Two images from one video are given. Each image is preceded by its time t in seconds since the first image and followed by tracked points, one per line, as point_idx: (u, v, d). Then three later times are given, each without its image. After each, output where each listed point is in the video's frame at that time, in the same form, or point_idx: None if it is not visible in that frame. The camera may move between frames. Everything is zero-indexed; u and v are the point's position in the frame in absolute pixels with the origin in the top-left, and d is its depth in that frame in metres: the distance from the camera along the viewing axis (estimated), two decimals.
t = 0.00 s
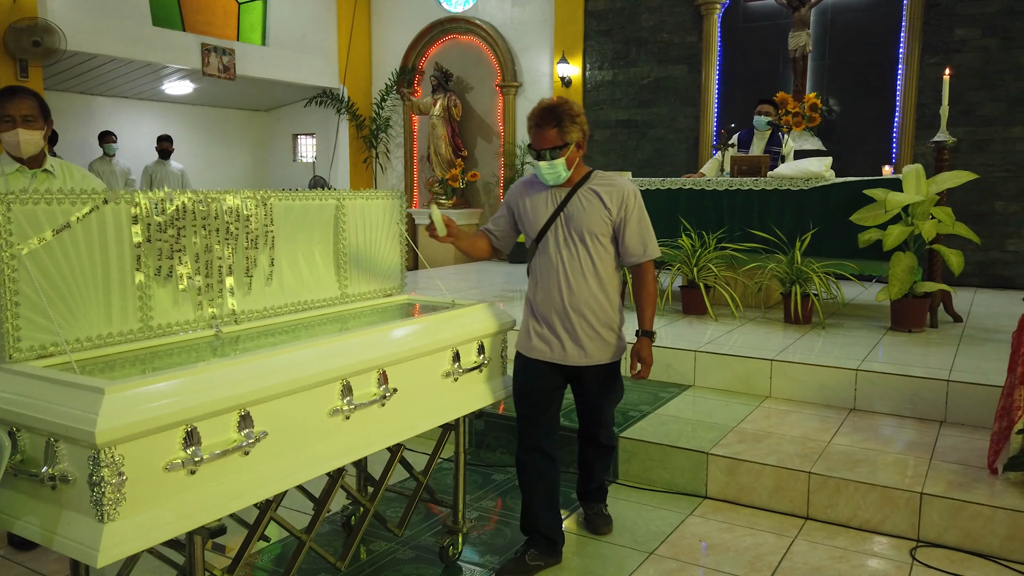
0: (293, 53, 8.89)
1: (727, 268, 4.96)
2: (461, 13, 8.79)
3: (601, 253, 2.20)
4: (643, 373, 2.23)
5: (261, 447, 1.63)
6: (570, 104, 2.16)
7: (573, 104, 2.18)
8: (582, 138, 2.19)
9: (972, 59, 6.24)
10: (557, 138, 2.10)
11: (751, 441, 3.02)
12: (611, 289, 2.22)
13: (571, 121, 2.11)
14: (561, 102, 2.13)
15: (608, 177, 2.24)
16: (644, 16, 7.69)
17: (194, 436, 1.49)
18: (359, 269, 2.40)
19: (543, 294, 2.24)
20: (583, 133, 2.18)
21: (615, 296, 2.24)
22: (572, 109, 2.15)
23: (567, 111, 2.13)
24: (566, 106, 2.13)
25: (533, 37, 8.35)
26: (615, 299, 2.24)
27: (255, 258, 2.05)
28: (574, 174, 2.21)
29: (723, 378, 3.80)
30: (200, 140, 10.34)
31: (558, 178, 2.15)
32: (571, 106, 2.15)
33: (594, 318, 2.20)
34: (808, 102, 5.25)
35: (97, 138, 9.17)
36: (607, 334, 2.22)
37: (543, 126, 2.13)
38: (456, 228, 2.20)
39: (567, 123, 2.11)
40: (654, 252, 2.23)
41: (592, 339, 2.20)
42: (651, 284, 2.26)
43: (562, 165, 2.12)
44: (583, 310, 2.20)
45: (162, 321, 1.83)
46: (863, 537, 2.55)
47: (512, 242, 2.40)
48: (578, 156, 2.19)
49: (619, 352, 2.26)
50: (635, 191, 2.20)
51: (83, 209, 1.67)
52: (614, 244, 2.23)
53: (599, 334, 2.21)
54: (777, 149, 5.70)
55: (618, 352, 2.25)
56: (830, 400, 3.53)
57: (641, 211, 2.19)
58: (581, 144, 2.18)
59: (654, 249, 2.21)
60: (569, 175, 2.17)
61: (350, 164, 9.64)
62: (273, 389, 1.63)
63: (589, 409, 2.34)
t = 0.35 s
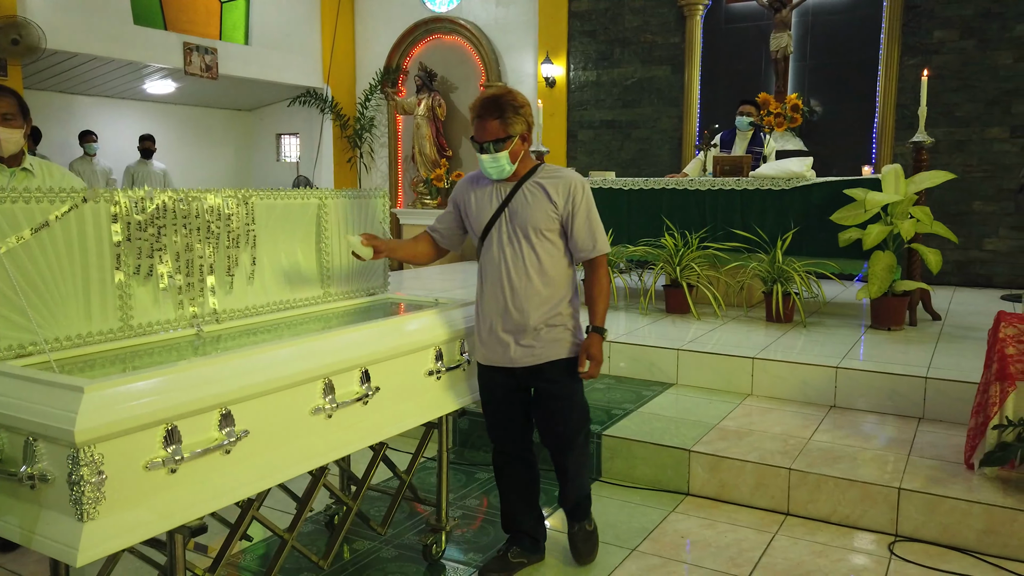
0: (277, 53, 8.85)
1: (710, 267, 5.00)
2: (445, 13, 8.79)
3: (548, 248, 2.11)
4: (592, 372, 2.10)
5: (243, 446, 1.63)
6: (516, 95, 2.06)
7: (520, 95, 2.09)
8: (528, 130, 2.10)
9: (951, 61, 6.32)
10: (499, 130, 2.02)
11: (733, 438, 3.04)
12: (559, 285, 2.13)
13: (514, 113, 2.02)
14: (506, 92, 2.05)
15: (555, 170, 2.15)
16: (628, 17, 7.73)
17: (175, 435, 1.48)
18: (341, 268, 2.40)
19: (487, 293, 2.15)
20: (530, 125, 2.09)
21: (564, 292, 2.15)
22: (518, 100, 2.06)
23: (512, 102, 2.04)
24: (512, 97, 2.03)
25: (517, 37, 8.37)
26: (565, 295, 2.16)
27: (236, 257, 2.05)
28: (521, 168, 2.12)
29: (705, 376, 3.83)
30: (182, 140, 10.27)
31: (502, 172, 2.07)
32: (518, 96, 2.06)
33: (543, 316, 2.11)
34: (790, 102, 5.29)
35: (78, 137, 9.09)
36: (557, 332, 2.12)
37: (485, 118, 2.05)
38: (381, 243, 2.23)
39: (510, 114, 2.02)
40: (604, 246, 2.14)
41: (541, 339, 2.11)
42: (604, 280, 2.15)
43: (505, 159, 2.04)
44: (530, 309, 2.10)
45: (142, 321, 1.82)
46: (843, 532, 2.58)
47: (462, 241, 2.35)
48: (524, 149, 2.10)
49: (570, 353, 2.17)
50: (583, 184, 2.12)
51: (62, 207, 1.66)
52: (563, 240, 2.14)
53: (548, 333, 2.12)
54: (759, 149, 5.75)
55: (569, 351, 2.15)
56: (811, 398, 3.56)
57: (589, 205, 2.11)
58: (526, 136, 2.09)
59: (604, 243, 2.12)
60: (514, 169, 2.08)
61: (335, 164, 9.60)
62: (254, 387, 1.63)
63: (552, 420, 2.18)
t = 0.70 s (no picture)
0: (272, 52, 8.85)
1: (704, 266, 5.03)
2: (440, 13, 8.81)
3: (511, 255, 1.95)
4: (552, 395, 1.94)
5: (240, 441, 1.64)
6: (487, 93, 1.92)
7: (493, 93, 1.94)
8: (501, 131, 1.95)
9: (943, 61, 6.36)
10: (465, 132, 1.88)
11: (727, 435, 3.06)
12: (522, 295, 1.96)
13: (481, 115, 1.88)
14: (474, 91, 1.90)
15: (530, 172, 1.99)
16: (623, 17, 7.75)
17: (173, 429, 1.49)
18: (338, 265, 2.41)
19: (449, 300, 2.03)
20: (502, 126, 1.94)
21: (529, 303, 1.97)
22: (489, 99, 1.91)
23: (481, 102, 1.90)
24: (479, 96, 1.89)
25: (512, 37, 8.40)
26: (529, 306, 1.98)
27: (232, 254, 2.05)
28: (495, 170, 1.97)
29: (700, 374, 3.85)
30: (176, 140, 10.26)
31: (471, 176, 1.92)
32: (488, 96, 1.91)
33: (502, 328, 1.95)
34: (784, 102, 5.31)
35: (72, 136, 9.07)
36: (513, 348, 1.94)
37: (452, 119, 1.91)
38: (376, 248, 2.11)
39: (477, 116, 1.88)
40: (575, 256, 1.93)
41: (497, 352, 1.95)
42: (573, 293, 1.94)
43: (473, 162, 1.90)
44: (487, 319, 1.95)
45: (139, 317, 1.83)
46: (835, 528, 2.60)
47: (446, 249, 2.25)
48: (497, 152, 1.96)
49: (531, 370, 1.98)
50: (554, 187, 1.93)
51: (59, 204, 1.67)
52: (530, 248, 1.96)
53: (505, 346, 1.95)
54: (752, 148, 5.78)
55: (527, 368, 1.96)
56: (804, 395, 3.58)
57: (558, 209, 1.91)
58: (500, 137, 1.95)
59: (573, 252, 1.92)
60: (485, 172, 1.94)
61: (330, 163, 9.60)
62: (251, 382, 1.64)
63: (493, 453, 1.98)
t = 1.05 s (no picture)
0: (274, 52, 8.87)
1: (705, 265, 5.05)
2: (442, 13, 8.82)
3: (478, 259, 1.82)
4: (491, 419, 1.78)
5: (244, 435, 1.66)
6: (474, 82, 1.79)
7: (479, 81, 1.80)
8: (487, 122, 1.81)
9: (944, 61, 6.37)
10: (445, 122, 1.75)
11: (727, 433, 3.07)
12: (486, 302, 1.83)
13: (461, 105, 1.74)
14: (456, 79, 1.77)
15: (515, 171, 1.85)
16: (624, 17, 7.77)
17: (178, 423, 1.51)
18: (341, 263, 2.43)
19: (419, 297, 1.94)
20: (488, 117, 1.80)
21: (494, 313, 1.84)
22: (472, 88, 1.77)
23: (463, 91, 1.76)
24: (460, 84, 1.75)
25: (515, 37, 8.41)
26: (495, 316, 1.85)
27: (237, 251, 2.07)
28: (480, 165, 1.84)
29: (700, 372, 3.87)
30: (178, 139, 10.28)
31: (452, 169, 1.79)
32: (471, 84, 1.77)
33: (462, 335, 1.83)
34: (785, 102, 5.32)
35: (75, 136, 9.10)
36: (469, 358, 1.82)
37: (434, 108, 1.79)
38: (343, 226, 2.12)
39: (458, 106, 1.75)
40: (547, 270, 1.77)
41: (454, 362, 1.83)
42: (540, 310, 1.77)
43: (453, 155, 1.77)
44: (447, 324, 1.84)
45: (145, 313, 1.85)
46: (834, 524, 2.62)
47: (425, 235, 2.15)
48: (483, 145, 1.82)
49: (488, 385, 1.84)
50: (532, 192, 1.79)
51: (65, 201, 1.69)
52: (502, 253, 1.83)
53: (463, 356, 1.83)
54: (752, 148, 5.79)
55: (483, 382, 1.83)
56: (803, 393, 3.60)
57: (532, 217, 1.77)
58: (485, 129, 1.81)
59: (544, 265, 1.76)
60: (468, 167, 1.81)
61: (332, 163, 9.63)
62: (255, 377, 1.66)
63: (452, 476, 1.88)
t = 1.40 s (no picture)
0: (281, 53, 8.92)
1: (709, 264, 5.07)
2: (448, 14, 8.84)
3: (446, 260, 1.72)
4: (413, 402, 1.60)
5: (252, 430, 1.69)
6: (427, 74, 1.69)
7: (431, 72, 1.70)
8: (445, 114, 1.71)
9: (948, 61, 6.38)
10: (396, 119, 1.67)
11: (730, 430, 3.09)
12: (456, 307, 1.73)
13: (410, 100, 1.65)
14: (405, 74, 1.68)
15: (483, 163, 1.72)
16: (629, 17, 7.79)
17: (188, 418, 1.55)
18: (347, 262, 2.46)
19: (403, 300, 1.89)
20: (444, 109, 1.70)
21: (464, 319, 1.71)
22: (422, 80, 1.68)
23: (412, 85, 1.67)
24: (408, 78, 1.66)
25: (520, 37, 8.42)
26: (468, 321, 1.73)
27: (245, 250, 2.10)
28: (448, 159, 1.74)
29: (703, 371, 3.89)
30: (186, 140, 10.35)
31: (415, 168, 1.71)
32: (421, 76, 1.68)
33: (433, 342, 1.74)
34: (790, 102, 5.33)
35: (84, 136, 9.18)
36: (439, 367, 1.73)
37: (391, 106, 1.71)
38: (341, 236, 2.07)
39: (407, 101, 1.65)
40: (505, 268, 1.61)
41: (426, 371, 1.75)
42: (500, 312, 1.61)
43: (411, 153, 1.69)
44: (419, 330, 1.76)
45: (154, 311, 1.88)
46: (836, 522, 2.63)
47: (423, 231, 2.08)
48: (446, 139, 1.73)
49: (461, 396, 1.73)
50: (488, 184, 1.63)
51: (78, 200, 1.72)
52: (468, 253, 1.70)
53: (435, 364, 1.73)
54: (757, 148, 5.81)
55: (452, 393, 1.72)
56: (807, 392, 3.62)
57: (486, 211, 1.62)
58: (444, 123, 1.71)
59: (500, 264, 1.61)
60: (432, 163, 1.72)
61: (338, 163, 9.67)
62: (263, 374, 1.69)
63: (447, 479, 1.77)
